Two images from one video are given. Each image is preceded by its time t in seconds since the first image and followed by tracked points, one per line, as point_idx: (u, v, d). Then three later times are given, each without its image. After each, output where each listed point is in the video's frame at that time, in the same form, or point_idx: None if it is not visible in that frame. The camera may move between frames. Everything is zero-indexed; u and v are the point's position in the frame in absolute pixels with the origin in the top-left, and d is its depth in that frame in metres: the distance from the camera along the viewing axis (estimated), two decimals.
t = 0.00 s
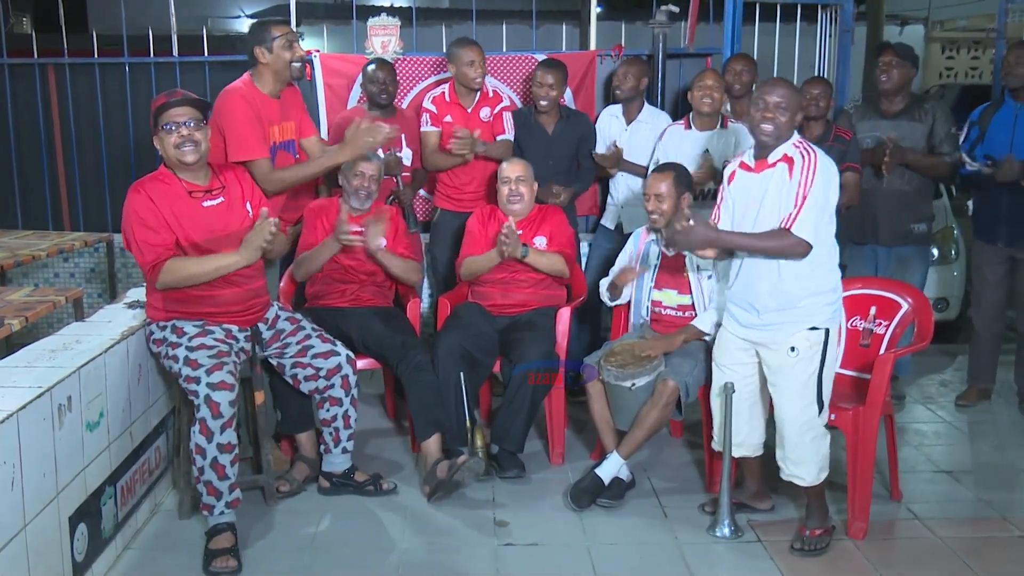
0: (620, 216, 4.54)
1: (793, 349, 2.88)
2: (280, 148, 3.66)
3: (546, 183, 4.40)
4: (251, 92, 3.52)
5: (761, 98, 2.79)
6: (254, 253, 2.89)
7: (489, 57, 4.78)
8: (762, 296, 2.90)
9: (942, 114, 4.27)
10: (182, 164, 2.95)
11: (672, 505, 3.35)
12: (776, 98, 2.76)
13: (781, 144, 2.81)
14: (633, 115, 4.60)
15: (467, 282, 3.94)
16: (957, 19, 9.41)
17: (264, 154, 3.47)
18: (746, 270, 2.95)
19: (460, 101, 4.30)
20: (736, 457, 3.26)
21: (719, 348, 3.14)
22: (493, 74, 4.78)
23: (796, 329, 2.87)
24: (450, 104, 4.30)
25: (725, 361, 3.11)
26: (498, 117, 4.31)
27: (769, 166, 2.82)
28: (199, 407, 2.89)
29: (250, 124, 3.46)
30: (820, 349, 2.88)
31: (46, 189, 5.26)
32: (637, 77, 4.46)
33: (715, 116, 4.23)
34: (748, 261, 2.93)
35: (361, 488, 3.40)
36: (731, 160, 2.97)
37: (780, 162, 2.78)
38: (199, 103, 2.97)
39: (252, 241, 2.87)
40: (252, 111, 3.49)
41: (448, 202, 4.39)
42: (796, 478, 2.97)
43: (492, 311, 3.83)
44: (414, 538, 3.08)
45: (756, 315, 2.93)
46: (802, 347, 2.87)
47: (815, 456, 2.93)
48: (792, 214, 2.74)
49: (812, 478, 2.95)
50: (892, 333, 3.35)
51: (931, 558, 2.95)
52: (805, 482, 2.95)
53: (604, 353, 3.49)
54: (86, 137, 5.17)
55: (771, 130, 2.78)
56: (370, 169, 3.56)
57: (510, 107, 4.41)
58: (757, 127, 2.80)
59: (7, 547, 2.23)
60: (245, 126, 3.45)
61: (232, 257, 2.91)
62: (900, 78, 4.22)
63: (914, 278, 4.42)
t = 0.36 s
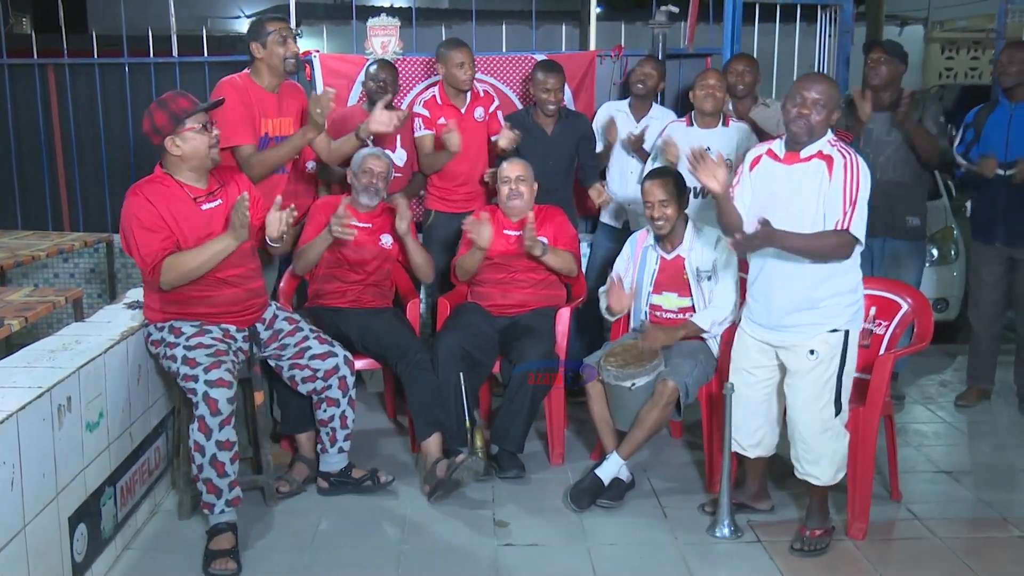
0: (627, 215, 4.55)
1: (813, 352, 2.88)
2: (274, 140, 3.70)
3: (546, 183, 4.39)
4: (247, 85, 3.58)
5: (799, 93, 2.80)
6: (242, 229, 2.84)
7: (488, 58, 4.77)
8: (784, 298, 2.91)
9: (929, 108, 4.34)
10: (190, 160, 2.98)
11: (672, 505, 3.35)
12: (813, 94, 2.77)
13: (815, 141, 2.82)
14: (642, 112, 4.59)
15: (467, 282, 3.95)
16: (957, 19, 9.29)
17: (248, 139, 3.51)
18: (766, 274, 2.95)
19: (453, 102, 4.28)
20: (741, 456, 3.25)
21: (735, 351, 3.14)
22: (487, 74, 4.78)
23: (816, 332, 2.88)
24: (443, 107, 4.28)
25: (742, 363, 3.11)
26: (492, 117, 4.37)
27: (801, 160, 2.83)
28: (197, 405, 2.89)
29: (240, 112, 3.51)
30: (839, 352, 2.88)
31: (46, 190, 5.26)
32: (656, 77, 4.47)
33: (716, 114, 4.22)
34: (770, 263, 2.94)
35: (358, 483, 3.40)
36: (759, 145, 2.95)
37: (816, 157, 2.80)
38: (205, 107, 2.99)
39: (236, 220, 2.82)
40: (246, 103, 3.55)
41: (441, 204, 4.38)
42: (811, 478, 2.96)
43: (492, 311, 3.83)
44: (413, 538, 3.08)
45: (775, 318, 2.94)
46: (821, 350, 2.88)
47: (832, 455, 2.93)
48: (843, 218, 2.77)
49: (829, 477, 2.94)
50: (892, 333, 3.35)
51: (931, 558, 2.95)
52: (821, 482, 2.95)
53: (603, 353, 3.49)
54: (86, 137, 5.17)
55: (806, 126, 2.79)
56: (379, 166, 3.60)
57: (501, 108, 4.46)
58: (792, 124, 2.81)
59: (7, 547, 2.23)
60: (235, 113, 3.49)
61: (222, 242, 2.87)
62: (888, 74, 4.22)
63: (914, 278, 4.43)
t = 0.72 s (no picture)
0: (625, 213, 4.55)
1: (813, 351, 2.89)
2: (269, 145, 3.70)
3: (546, 183, 4.39)
4: (243, 87, 3.61)
5: (808, 86, 2.80)
6: (249, 232, 2.91)
7: (488, 57, 4.77)
8: (787, 293, 2.91)
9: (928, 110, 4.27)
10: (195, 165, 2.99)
11: (671, 505, 3.35)
12: (824, 87, 2.77)
13: (825, 136, 2.82)
14: (634, 111, 4.59)
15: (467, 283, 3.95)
16: (956, 20, 9.20)
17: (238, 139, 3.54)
18: (771, 266, 2.96)
19: (450, 106, 4.29)
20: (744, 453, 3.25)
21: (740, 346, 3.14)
22: (488, 74, 4.78)
23: (818, 330, 2.88)
24: (440, 112, 4.29)
25: (745, 360, 3.12)
26: (491, 121, 4.36)
27: (810, 153, 2.83)
28: (201, 406, 2.89)
29: (232, 113, 3.54)
30: (841, 350, 2.89)
31: (44, 190, 5.26)
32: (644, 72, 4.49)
33: (716, 116, 4.22)
34: (777, 257, 2.94)
35: (358, 483, 3.40)
36: (771, 137, 2.96)
37: (824, 151, 2.80)
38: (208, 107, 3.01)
39: (247, 216, 2.89)
40: (238, 105, 3.57)
41: (440, 207, 4.37)
42: (810, 476, 2.97)
43: (491, 311, 3.83)
44: (412, 538, 3.08)
45: (778, 315, 2.95)
46: (822, 348, 2.88)
47: (832, 455, 2.93)
48: (846, 210, 2.73)
49: (829, 477, 2.95)
50: (891, 332, 3.35)
51: (930, 558, 2.95)
52: (820, 481, 2.96)
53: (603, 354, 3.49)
54: (85, 137, 5.17)
55: (816, 122, 2.79)
56: (393, 165, 3.62)
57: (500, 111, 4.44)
58: (799, 115, 2.81)
59: (6, 546, 2.23)
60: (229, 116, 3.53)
61: (227, 241, 2.91)
62: (885, 75, 4.22)
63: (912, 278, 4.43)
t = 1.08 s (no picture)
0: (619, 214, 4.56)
1: (800, 351, 2.89)
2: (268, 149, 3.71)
3: (545, 182, 4.39)
4: (240, 92, 3.63)
5: (787, 86, 2.81)
6: (253, 249, 2.94)
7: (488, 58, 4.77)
8: (772, 294, 2.92)
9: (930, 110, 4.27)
10: (192, 167, 2.97)
11: (671, 506, 3.35)
12: (803, 86, 2.77)
13: (804, 134, 2.82)
14: (625, 109, 4.59)
15: (467, 284, 3.95)
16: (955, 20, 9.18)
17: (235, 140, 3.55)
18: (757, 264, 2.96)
19: (463, 105, 4.30)
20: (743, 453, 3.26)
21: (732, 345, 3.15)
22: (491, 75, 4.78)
23: (803, 330, 2.88)
24: (452, 107, 4.31)
25: (735, 360, 3.13)
26: (503, 128, 4.27)
27: (790, 151, 2.83)
28: (201, 408, 2.90)
29: (230, 115, 3.57)
30: (827, 349, 2.88)
31: (43, 189, 5.26)
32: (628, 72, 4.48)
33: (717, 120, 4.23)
34: (761, 255, 2.93)
35: (360, 487, 3.40)
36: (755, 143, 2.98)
37: (801, 149, 2.80)
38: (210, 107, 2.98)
39: (257, 237, 2.94)
40: (235, 107, 3.59)
41: (444, 207, 4.39)
42: (800, 478, 2.98)
43: (491, 311, 3.83)
44: (412, 539, 3.08)
45: (764, 314, 2.95)
46: (808, 348, 2.88)
47: (820, 456, 2.94)
48: (811, 201, 2.74)
49: (817, 478, 2.95)
50: (891, 332, 3.35)
51: (929, 558, 2.95)
52: (809, 482, 2.97)
53: (603, 353, 3.50)
54: (84, 137, 5.16)
55: (795, 120, 2.80)
56: (399, 166, 3.62)
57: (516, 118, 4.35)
58: (779, 115, 2.82)
59: (6, 546, 2.24)
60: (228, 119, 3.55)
61: (230, 252, 2.93)
62: (893, 75, 4.18)
63: (912, 279, 4.42)
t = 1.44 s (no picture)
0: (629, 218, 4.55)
1: (792, 348, 2.88)
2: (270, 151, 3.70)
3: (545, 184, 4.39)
4: (244, 93, 3.62)
5: (751, 94, 2.80)
6: (264, 253, 2.97)
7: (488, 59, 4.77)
8: (760, 293, 2.91)
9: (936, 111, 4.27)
10: (195, 167, 2.97)
11: (671, 507, 3.35)
12: (767, 91, 2.78)
13: (774, 139, 2.82)
14: (632, 115, 4.59)
15: (466, 285, 3.95)
16: (954, 22, 9.02)
17: (241, 142, 3.54)
18: (742, 266, 2.94)
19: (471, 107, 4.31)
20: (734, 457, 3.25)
21: (717, 348, 3.14)
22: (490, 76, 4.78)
23: (794, 327, 2.88)
24: (459, 110, 4.32)
25: (723, 361, 3.11)
26: (507, 131, 4.30)
27: (763, 157, 2.83)
28: (196, 410, 2.89)
29: (235, 117, 3.55)
30: (818, 346, 2.89)
31: (43, 190, 5.26)
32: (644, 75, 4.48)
33: (716, 121, 4.24)
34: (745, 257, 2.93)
35: (360, 489, 3.40)
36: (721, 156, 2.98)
37: (776, 153, 2.81)
38: (217, 107, 2.97)
39: (271, 240, 2.97)
40: (240, 108, 3.58)
41: (447, 205, 4.39)
42: (793, 477, 2.97)
43: (491, 312, 3.84)
44: (412, 540, 3.08)
45: (752, 314, 2.94)
46: (800, 345, 2.88)
47: (815, 452, 2.93)
48: (805, 205, 2.77)
49: (811, 476, 2.95)
50: (891, 334, 3.36)
51: (930, 559, 2.96)
52: (803, 480, 2.95)
53: (603, 355, 3.49)
54: (84, 138, 5.16)
55: (763, 125, 2.80)
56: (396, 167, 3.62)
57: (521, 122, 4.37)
58: (747, 124, 2.81)
59: (6, 548, 2.24)
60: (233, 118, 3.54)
61: (237, 252, 2.95)
62: (908, 80, 4.21)
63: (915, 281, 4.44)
